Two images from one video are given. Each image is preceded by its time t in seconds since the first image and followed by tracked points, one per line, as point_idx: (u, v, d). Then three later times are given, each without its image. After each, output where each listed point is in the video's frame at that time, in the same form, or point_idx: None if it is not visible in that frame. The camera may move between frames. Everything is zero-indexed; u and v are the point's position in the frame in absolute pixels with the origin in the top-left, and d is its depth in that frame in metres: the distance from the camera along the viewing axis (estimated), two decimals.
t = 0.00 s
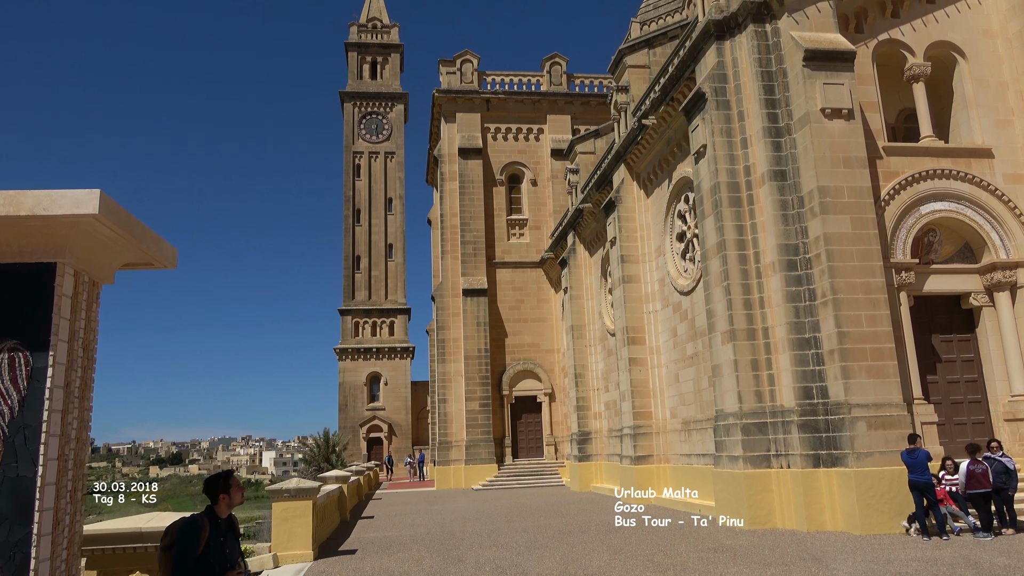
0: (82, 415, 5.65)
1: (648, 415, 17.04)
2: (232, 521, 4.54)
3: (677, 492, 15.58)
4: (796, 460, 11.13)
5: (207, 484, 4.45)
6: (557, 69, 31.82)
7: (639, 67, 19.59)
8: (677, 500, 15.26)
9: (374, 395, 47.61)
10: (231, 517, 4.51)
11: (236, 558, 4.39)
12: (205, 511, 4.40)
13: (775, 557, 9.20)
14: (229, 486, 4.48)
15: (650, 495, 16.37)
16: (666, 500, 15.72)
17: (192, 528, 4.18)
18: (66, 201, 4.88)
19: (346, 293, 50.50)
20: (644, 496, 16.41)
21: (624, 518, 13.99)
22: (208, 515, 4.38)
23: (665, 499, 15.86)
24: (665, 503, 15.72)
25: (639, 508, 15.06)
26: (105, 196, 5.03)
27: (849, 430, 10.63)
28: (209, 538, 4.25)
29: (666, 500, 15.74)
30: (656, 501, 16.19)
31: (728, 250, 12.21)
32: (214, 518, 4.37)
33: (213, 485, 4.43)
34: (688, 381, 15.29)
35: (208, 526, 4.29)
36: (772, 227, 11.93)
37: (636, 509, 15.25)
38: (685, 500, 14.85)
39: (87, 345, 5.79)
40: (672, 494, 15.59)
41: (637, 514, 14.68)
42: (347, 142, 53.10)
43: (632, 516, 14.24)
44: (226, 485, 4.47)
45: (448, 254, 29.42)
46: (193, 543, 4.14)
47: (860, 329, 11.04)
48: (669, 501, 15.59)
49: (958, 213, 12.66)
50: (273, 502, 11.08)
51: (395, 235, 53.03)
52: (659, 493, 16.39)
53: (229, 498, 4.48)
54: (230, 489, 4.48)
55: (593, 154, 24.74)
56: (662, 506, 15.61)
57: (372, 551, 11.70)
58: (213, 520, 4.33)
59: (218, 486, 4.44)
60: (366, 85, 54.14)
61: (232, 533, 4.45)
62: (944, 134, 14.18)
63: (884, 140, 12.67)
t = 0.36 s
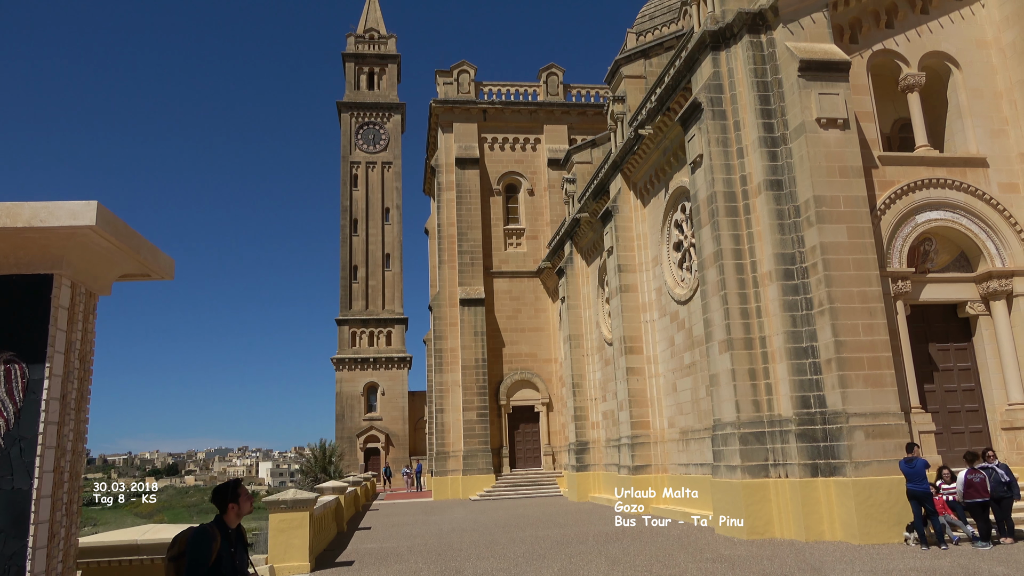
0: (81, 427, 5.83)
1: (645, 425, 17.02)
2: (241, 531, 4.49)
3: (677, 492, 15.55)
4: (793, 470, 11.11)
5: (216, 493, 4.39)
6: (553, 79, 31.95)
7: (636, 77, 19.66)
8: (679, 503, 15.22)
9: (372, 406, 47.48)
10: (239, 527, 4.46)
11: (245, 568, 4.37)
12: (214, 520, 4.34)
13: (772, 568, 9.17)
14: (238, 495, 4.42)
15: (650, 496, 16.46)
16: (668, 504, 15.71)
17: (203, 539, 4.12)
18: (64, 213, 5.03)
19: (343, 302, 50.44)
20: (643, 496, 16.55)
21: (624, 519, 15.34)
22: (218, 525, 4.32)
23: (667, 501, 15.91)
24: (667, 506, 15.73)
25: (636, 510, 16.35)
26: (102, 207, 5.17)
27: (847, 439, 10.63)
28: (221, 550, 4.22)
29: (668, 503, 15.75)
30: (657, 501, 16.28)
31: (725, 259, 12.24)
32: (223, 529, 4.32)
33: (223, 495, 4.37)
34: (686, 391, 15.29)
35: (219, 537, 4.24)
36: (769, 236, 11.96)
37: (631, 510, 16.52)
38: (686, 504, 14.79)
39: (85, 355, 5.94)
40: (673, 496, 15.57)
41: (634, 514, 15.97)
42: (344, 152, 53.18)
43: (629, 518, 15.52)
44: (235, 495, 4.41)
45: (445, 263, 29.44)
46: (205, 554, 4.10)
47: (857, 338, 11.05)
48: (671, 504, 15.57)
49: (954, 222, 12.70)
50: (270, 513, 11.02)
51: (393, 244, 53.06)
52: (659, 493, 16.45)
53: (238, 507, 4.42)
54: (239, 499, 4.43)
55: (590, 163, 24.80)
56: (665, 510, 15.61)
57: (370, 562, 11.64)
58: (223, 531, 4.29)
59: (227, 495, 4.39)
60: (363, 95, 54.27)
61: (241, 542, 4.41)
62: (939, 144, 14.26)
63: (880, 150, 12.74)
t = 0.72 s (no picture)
0: (77, 438, 5.82)
1: (643, 434, 16.99)
2: (242, 547, 4.45)
3: (677, 492, 15.38)
4: (791, 479, 11.09)
5: (220, 505, 4.36)
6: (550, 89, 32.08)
7: (632, 87, 19.74)
8: (682, 502, 15.06)
9: (369, 416, 47.35)
10: (241, 542, 4.42)
11: None
12: (217, 534, 4.29)
13: None
14: (242, 508, 4.39)
15: (650, 496, 16.37)
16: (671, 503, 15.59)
17: (215, 551, 4.07)
18: (62, 225, 5.03)
19: (341, 312, 50.39)
20: (643, 496, 16.50)
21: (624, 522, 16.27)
22: (222, 538, 4.28)
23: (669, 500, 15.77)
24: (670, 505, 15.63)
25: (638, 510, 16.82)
26: (100, 219, 5.17)
27: (844, 448, 10.63)
28: (228, 563, 4.17)
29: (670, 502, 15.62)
30: (659, 502, 16.20)
31: (722, 268, 12.25)
32: (228, 541, 4.28)
33: (227, 507, 4.35)
34: (683, 400, 15.27)
35: (226, 549, 4.20)
36: (765, 245, 11.99)
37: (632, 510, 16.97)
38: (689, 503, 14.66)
39: (80, 366, 5.94)
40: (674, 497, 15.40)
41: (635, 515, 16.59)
42: (341, 162, 53.27)
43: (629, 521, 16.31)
44: (239, 507, 4.40)
45: (443, 273, 29.45)
46: (216, 566, 4.05)
47: (854, 347, 11.06)
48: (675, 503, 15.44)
49: (949, 231, 12.75)
50: (266, 524, 10.99)
51: (390, 254, 53.08)
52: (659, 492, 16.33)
53: (241, 520, 4.40)
54: (243, 512, 4.41)
55: (587, 173, 24.87)
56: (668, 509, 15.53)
57: (366, 573, 11.59)
58: (229, 543, 4.25)
59: (232, 507, 4.37)
60: (360, 105, 54.41)
61: (243, 556, 4.38)
62: (933, 153, 14.32)
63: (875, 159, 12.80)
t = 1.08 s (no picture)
0: (69, 449, 5.79)
1: (639, 444, 16.98)
2: (242, 562, 4.41)
3: (677, 492, 15.15)
4: (787, 489, 11.09)
5: (216, 519, 4.33)
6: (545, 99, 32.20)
7: (627, 98, 19.82)
8: (681, 501, 14.84)
9: (364, 426, 47.20)
10: (240, 557, 4.38)
11: None
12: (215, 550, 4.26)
13: None
14: (239, 521, 4.36)
15: (650, 496, 16.30)
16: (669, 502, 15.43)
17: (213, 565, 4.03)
18: (56, 235, 5.02)
19: (336, 322, 50.30)
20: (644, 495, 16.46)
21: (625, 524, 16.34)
22: (220, 553, 4.24)
23: (666, 500, 15.63)
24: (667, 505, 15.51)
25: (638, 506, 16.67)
26: (94, 229, 5.16)
27: (840, 458, 10.64)
28: None
29: (668, 502, 15.47)
30: (657, 502, 16.07)
31: (717, 278, 12.28)
32: (226, 556, 4.24)
33: (223, 521, 4.31)
34: (679, 410, 15.27)
35: (225, 563, 4.16)
36: (760, 255, 12.03)
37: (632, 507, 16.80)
38: (689, 501, 14.46)
39: (74, 377, 5.91)
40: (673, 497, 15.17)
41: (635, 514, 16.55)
42: (337, 172, 53.30)
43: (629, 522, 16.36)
44: (235, 521, 4.35)
45: (438, 282, 29.44)
46: None
47: (849, 357, 11.08)
48: (673, 503, 15.28)
49: (942, 241, 12.81)
50: (260, 535, 10.89)
51: (385, 264, 53.06)
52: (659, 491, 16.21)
53: (238, 534, 4.36)
54: (240, 525, 4.37)
55: (582, 183, 24.94)
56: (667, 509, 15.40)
57: None
58: (227, 558, 4.21)
59: (228, 521, 4.33)
60: (357, 115, 54.50)
61: (244, 570, 4.33)
62: (926, 164, 14.40)
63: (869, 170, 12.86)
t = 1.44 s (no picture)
0: (59, 462, 5.76)
1: (632, 454, 16.97)
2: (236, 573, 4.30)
3: (677, 492, 14.90)
4: (779, 499, 11.07)
5: (211, 531, 4.20)
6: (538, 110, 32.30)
7: (618, 108, 19.92)
8: (680, 503, 14.57)
9: (356, 436, 47.00)
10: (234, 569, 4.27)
11: None
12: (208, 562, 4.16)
13: None
14: (233, 534, 4.23)
15: (651, 495, 16.41)
16: (667, 504, 15.26)
17: None
18: (46, 246, 4.99)
19: (328, 332, 50.16)
20: (644, 496, 16.55)
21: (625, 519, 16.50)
22: (213, 566, 4.14)
23: (665, 501, 15.43)
24: (666, 505, 15.27)
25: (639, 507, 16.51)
26: (85, 240, 5.14)
27: (832, 468, 10.65)
28: None
29: (667, 503, 15.28)
30: (656, 503, 16.06)
31: (709, 287, 12.32)
32: (219, 570, 4.13)
33: (217, 533, 4.18)
34: (671, 420, 15.27)
35: None
36: (751, 265, 12.07)
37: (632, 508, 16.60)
38: (688, 505, 14.18)
39: (64, 389, 5.89)
40: (674, 497, 14.95)
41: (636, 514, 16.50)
42: (329, 182, 53.28)
43: (628, 519, 16.46)
44: (230, 533, 4.23)
45: (431, 292, 29.41)
46: None
47: (840, 366, 11.12)
48: (673, 505, 15.03)
49: (932, 251, 12.90)
50: (251, 548, 10.82)
51: (377, 273, 53.01)
52: (659, 491, 16.04)
53: (232, 547, 4.23)
54: (234, 538, 4.24)
55: (574, 193, 25.01)
56: (665, 510, 15.23)
57: None
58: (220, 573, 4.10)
59: (222, 534, 4.20)
60: (349, 125, 54.55)
61: None
62: (916, 174, 14.52)
63: (859, 180, 12.96)
